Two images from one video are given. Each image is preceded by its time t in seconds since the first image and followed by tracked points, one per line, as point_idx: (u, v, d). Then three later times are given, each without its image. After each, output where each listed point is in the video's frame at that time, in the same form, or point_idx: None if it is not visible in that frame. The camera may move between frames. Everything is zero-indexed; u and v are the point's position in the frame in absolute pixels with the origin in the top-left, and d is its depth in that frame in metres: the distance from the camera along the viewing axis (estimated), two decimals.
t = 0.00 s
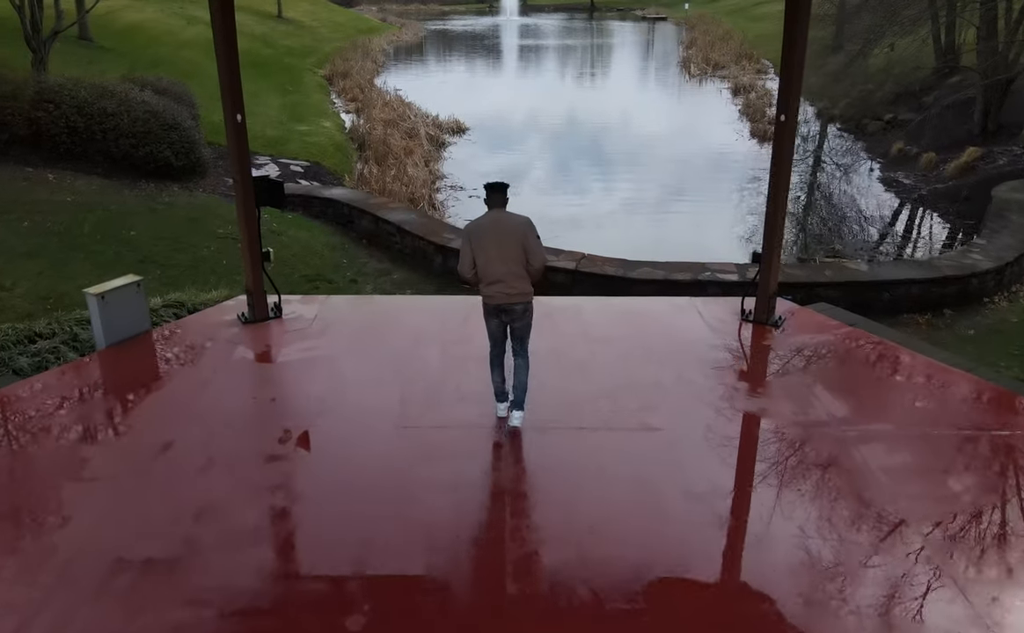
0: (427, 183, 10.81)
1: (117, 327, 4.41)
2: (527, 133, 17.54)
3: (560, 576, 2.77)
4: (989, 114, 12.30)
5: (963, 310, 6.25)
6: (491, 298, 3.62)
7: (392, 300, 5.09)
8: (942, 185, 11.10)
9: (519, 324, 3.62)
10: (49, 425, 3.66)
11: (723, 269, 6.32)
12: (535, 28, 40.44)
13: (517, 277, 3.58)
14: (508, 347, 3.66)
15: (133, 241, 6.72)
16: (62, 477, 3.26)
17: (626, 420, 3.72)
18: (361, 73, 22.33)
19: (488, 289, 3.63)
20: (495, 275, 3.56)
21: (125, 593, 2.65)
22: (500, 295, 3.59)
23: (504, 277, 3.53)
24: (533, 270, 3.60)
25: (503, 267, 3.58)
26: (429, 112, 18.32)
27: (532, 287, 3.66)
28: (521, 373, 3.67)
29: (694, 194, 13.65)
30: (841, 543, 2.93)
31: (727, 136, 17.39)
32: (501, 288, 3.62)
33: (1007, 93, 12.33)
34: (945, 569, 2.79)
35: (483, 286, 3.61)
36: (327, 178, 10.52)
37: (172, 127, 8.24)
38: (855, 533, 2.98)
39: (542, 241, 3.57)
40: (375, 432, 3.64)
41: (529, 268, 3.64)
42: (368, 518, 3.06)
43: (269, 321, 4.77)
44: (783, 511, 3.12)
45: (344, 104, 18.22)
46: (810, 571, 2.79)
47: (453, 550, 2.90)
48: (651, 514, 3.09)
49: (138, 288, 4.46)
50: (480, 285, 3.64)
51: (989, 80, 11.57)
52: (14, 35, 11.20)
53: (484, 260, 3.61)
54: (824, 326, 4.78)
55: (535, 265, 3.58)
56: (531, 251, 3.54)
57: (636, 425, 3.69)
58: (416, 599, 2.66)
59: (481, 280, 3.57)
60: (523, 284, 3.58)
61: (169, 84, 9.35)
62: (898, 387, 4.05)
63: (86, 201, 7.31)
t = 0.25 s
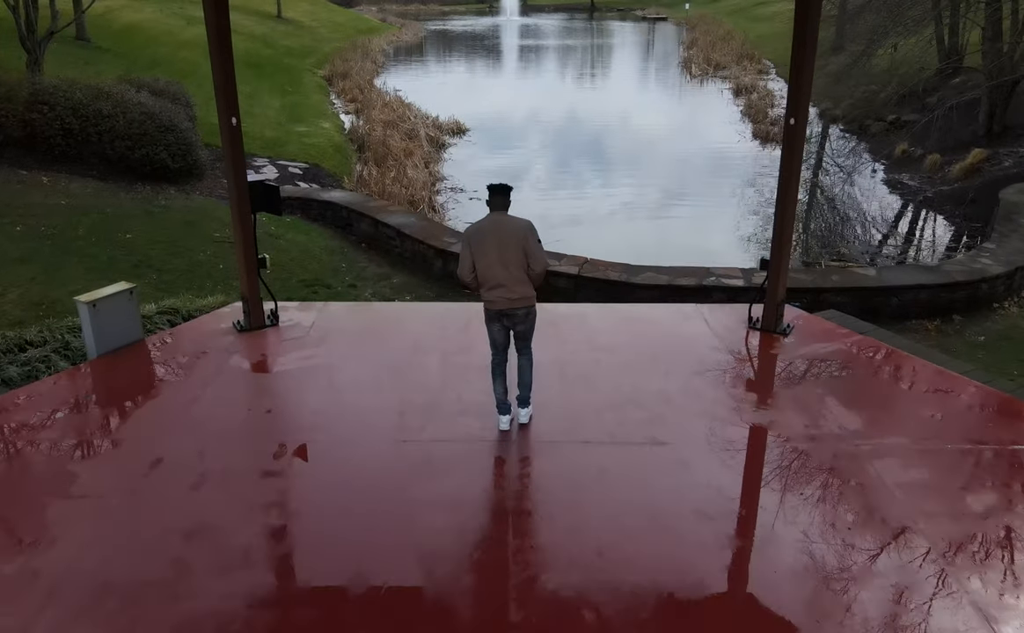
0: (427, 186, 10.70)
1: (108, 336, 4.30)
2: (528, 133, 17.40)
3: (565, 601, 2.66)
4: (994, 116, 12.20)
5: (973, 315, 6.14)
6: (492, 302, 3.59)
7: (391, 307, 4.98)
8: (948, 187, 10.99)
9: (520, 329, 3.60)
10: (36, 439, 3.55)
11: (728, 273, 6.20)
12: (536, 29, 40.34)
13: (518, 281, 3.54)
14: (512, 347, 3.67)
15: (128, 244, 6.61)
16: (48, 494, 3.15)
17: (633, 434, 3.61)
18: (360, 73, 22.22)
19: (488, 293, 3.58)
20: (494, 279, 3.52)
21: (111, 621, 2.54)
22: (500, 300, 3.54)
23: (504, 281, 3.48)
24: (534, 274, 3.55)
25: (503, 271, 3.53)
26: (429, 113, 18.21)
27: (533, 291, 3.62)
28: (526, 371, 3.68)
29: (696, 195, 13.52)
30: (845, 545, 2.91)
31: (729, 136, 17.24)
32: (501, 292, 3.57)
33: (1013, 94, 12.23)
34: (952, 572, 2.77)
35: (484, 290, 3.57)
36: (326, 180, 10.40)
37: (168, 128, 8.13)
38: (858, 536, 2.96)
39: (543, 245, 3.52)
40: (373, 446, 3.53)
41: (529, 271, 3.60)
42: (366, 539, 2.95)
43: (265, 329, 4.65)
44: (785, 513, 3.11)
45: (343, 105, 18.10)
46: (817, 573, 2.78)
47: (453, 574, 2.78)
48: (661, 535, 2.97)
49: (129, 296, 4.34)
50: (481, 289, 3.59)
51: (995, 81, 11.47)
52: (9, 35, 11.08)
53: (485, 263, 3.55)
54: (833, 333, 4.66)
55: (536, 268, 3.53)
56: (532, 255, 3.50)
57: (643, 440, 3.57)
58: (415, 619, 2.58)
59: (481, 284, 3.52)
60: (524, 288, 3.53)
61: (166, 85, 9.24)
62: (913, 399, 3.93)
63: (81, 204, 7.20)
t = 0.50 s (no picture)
0: (427, 188, 10.59)
1: (99, 346, 4.19)
2: (528, 134, 17.27)
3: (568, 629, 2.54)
4: (1000, 117, 12.09)
5: (983, 322, 6.02)
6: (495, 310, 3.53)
7: (389, 315, 4.87)
8: (953, 190, 10.88)
9: (523, 338, 3.57)
10: (22, 455, 3.43)
11: (734, 279, 6.09)
12: (535, 29, 40.20)
13: (523, 289, 3.49)
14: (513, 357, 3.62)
15: (123, 249, 6.50)
16: (33, 514, 3.03)
17: (640, 451, 3.49)
18: (360, 74, 22.10)
19: (491, 301, 3.53)
20: (500, 287, 3.47)
21: None
22: (504, 308, 3.49)
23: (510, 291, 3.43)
24: (538, 284, 3.53)
25: (508, 280, 3.48)
26: (428, 114, 18.10)
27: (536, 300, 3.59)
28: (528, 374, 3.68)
29: (698, 196, 13.40)
30: (848, 552, 2.88)
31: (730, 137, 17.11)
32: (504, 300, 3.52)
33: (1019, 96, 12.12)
34: (962, 584, 2.71)
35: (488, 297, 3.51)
36: (324, 183, 10.29)
37: (165, 131, 8.02)
38: (860, 542, 2.93)
39: (549, 253, 3.49)
40: (370, 464, 3.41)
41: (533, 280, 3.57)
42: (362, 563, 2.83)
43: (260, 338, 4.54)
44: (788, 517, 3.08)
45: (343, 106, 18.00)
46: (819, 577, 2.76)
47: (452, 600, 2.66)
48: (669, 558, 2.85)
49: (122, 305, 4.23)
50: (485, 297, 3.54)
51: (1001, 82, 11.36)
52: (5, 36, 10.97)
53: (490, 270, 3.49)
54: (843, 343, 4.54)
55: (541, 276, 3.50)
56: (539, 262, 3.46)
57: (650, 456, 3.45)
58: None
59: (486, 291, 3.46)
60: (529, 296, 3.49)
61: (163, 87, 9.12)
62: (928, 414, 3.80)
63: (75, 208, 7.08)
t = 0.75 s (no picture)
0: (426, 190, 10.48)
1: (89, 356, 4.07)
2: (527, 135, 17.15)
3: None
4: (1005, 119, 11.99)
5: (993, 328, 5.90)
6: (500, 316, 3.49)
7: (389, 323, 4.76)
8: (958, 193, 10.78)
9: (528, 344, 3.53)
10: (7, 471, 3.31)
11: (739, 285, 5.98)
12: (535, 29, 40.09)
13: (531, 296, 3.47)
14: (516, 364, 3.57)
15: (117, 254, 6.39)
16: (16, 535, 2.92)
17: (646, 467, 3.37)
18: (359, 74, 21.98)
19: (496, 306, 3.48)
20: (508, 292, 3.42)
21: None
22: (510, 314, 3.45)
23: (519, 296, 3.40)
24: (544, 291, 3.51)
25: (516, 286, 3.45)
26: (428, 115, 17.99)
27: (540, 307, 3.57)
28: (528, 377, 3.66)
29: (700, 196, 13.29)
30: (853, 560, 2.83)
31: (731, 137, 16.97)
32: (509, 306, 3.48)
33: None
34: (973, 601, 2.64)
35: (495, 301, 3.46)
36: (323, 185, 10.18)
37: (160, 133, 7.91)
38: (865, 548, 2.89)
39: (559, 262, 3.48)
40: (368, 481, 3.29)
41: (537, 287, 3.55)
42: (357, 587, 2.71)
43: (256, 347, 4.42)
44: (792, 523, 3.04)
45: (342, 107, 17.89)
46: (822, 583, 2.73)
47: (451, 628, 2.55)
48: (678, 583, 2.74)
49: (113, 314, 4.11)
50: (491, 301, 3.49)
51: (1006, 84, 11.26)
52: None
53: (502, 275, 3.45)
54: (854, 352, 4.42)
55: (550, 285, 3.48)
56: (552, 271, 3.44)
57: (657, 473, 3.33)
58: None
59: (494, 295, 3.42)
60: (535, 304, 3.46)
61: (159, 88, 9.01)
62: (945, 428, 3.68)
63: (69, 212, 6.96)
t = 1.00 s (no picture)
0: (426, 193, 10.37)
1: (78, 367, 3.95)
2: (528, 135, 17.00)
3: None
4: (1011, 121, 11.86)
5: (1005, 335, 5.78)
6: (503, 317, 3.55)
7: (387, 332, 4.64)
8: (963, 195, 10.66)
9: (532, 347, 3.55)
10: None
11: (745, 291, 5.86)
12: (535, 29, 39.95)
13: (535, 300, 3.54)
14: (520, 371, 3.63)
15: (112, 258, 6.28)
16: None
17: (653, 484, 3.25)
18: (359, 75, 21.86)
19: (501, 307, 3.55)
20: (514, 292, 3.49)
21: None
22: (514, 316, 3.51)
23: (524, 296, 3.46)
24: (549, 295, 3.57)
25: (522, 287, 3.52)
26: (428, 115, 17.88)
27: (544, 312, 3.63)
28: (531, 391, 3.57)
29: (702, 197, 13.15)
30: (858, 567, 2.79)
31: (733, 138, 16.82)
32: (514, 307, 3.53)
33: None
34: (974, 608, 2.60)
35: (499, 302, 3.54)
36: (321, 188, 10.06)
37: (156, 135, 7.81)
38: (869, 553, 2.86)
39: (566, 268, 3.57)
40: (364, 500, 3.16)
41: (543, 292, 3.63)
42: (352, 614, 2.59)
43: (250, 358, 4.30)
44: (795, 527, 3.01)
45: (341, 108, 17.78)
46: (827, 589, 2.69)
47: None
48: (687, 609, 2.62)
49: (103, 323, 3.99)
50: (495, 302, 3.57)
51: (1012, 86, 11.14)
52: None
53: (510, 276, 3.53)
54: (866, 362, 4.29)
55: (556, 290, 3.56)
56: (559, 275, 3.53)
57: (664, 491, 3.21)
58: None
59: (498, 296, 3.50)
60: (539, 308, 3.54)
61: (155, 90, 8.90)
62: (961, 443, 3.56)
63: (62, 216, 6.85)
